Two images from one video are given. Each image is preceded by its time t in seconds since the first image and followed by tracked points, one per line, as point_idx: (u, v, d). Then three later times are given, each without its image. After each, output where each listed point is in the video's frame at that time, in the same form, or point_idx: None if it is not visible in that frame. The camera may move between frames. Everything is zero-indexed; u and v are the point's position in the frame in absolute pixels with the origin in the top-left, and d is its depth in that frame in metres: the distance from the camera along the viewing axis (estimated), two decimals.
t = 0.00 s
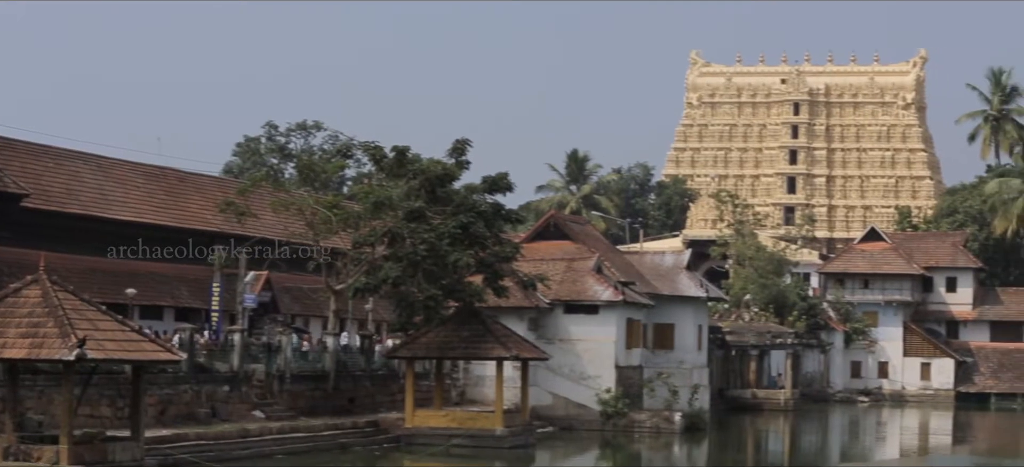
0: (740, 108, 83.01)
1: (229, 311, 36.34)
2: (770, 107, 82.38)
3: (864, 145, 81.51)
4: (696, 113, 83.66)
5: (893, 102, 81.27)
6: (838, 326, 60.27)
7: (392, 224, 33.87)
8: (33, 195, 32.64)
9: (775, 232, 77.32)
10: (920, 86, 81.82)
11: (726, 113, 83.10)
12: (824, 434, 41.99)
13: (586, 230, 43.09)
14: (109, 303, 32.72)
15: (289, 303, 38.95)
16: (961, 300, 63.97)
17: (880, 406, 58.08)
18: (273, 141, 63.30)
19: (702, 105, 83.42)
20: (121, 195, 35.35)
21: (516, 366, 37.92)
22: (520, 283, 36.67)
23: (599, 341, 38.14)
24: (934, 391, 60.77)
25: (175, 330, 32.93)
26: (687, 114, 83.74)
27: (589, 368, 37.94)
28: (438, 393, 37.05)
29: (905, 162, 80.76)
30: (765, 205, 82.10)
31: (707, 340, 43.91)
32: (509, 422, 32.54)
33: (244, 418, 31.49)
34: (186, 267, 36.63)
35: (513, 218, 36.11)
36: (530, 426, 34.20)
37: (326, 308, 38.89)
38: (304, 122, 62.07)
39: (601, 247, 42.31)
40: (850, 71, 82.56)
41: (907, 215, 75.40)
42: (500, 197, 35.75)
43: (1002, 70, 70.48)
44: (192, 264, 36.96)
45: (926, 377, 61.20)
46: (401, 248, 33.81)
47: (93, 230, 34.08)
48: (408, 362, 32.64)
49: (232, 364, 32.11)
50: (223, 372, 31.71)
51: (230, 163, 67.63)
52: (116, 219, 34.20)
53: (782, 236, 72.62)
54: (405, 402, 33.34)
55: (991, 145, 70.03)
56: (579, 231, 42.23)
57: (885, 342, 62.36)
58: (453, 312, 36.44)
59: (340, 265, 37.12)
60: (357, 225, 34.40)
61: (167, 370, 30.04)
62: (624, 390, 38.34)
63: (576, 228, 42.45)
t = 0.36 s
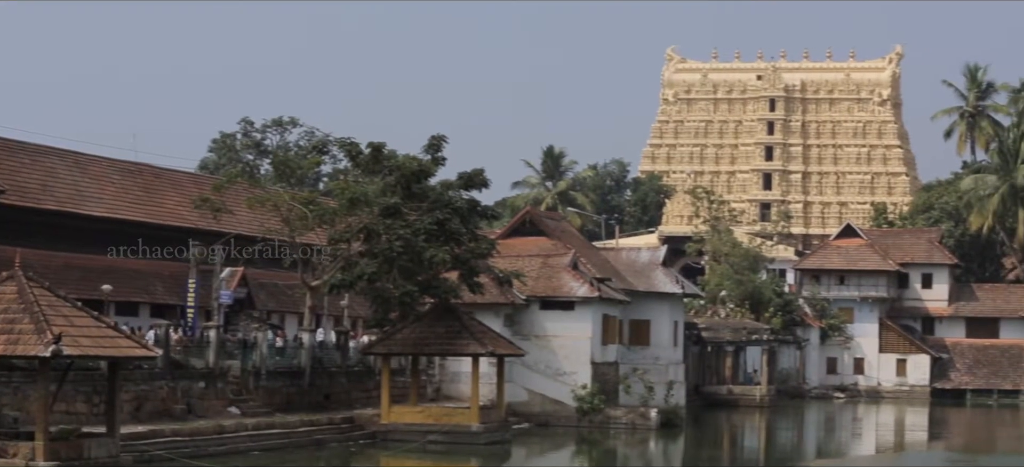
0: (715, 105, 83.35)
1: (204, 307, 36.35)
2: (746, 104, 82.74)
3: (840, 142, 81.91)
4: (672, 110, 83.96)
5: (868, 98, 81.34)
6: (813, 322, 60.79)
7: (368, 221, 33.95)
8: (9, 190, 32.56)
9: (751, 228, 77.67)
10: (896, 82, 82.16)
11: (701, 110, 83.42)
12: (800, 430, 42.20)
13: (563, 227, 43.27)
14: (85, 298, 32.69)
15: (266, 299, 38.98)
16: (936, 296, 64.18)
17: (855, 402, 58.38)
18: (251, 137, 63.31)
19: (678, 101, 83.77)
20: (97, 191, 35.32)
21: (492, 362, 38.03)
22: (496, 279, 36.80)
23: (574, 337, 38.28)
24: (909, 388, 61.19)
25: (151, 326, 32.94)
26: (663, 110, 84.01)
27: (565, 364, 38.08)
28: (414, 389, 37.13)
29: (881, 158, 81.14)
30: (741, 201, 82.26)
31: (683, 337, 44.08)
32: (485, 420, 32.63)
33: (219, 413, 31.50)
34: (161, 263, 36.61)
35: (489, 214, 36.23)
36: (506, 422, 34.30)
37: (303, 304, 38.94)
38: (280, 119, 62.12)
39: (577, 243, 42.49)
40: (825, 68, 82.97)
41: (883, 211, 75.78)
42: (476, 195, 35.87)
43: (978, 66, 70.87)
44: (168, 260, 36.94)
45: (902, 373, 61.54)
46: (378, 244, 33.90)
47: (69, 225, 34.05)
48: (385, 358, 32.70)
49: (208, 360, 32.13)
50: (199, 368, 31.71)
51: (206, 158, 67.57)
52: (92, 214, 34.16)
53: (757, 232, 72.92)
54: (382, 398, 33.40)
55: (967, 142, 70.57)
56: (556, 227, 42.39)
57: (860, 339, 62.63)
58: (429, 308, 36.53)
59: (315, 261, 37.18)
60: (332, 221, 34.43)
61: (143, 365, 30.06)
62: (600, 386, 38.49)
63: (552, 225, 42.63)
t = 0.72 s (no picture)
0: (693, 101, 83.56)
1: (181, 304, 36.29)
2: (723, 101, 82.98)
3: (817, 138, 82.24)
4: (649, 106, 84.06)
5: (846, 95, 81.88)
6: (791, 319, 60.89)
7: (345, 218, 33.90)
8: None
9: (728, 225, 77.93)
10: (873, 79, 82.58)
11: (679, 106, 83.59)
12: (777, 426, 42.41)
13: (541, 224, 43.36)
14: (61, 295, 32.59)
15: (242, 296, 38.94)
16: (913, 293, 64.59)
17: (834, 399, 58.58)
18: (227, 133, 63.07)
19: (655, 98, 83.95)
20: (74, 187, 35.20)
21: (470, 359, 38.09)
22: (473, 276, 36.84)
23: (552, 334, 38.39)
24: (887, 384, 61.52)
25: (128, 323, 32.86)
26: (640, 107, 84.11)
27: (542, 361, 38.17)
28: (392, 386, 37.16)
29: (858, 155, 81.49)
30: (718, 197, 82.52)
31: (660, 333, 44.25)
32: (462, 416, 32.71)
33: (196, 410, 31.46)
34: (137, 260, 36.51)
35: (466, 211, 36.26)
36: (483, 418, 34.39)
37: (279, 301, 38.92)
38: (256, 115, 61.99)
39: (554, 240, 42.59)
40: (803, 65, 83.30)
41: (860, 208, 76.08)
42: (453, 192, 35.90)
43: (955, 63, 71.20)
44: (144, 257, 36.85)
45: (880, 369, 61.95)
46: (355, 241, 33.91)
47: (45, 222, 33.95)
48: (362, 355, 32.72)
49: (184, 357, 32.09)
50: (176, 366, 31.67)
51: (182, 155, 67.30)
52: (69, 211, 34.04)
53: (734, 229, 73.10)
54: (359, 395, 33.44)
55: (945, 138, 70.93)
56: (533, 224, 42.47)
57: (837, 336, 62.89)
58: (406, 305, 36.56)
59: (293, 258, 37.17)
60: (310, 218, 34.38)
61: (120, 362, 30.01)
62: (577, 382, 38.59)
63: (529, 221, 42.68)
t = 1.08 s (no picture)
0: (671, 98, 83.85)
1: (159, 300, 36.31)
2: (702, 97, 83.26)
3: (796, 135, 82.57)
4: (627, 103, 84.28)
5: (825, 92, 82.24)
6: (770, 315, 61.30)
7: (325, 218, 33.85)
8: None
9: (706, 222, 78.18)
10: (851, 76, 83.02)
11: (657, 103, 83.86)
12: (756, 423, 42.61)
13: (519, 221, 43.47)
14: (39, 292, 32.57)
15: (221, 293, 38.98)
16: (892, 289, 64.90)
17: (813, 396, 58.85)
18: (205, 129, 63.03)
19: (634, 95, 84.23)
20: (52, 183, 35.14)
21: (448, 355, 38.21)
22: (451, 273, 36.90)
23: (529, 330, 38.54)
24: (865, 381, 61.82)
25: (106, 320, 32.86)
26: (619, 104, 84.37)
27: (520, 358, 38.32)
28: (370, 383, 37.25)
29: (836, 152, 81.84)
30: (696, 194, 82.79)
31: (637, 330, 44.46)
32: (441, 414, 32.80)
33: (175, 407, 31.45)
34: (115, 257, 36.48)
35: (444, 208, 36.33)
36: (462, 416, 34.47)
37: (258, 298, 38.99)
38: (235, 111, 61.96)
39: (533, 237, 42.74)
40: (781, 62, 83.63)
41: (838, 205, 76.35)
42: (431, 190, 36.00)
43: (934, 60, 71.68)
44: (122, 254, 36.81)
45: (858, 367, 62.29)
46: (333, 238, 33.97)
47: (24, 219, 33.92)
48: (341, 353, 32.73)
49: (163, 353, 32.04)
50: (155, 363, 31.67)
51: (161, 151, 67.15)
52: (47, 208, 33.99)
53: (713, 225, 73.36)
54: (337, 391, 33.52)
55: (924, 135, 71.14)
56: (512, 221, 42.60)
57: (816, 333, 63.09)
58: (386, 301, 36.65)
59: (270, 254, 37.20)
60: (288, 214, 34.34)
61: (99, 359, 30.01)
62: (555, 379, 38.74)
63: (507, 218, 42.77)
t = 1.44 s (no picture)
0: (652, 95, 84.10)
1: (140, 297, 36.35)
2: (682, 94, 83.52)
3: (775, 132, 82.88)
4: (608, 100, 84.60)
5: (804, 89, 82.34)
6: (750, 312, 61.53)
7: (305, 214, 33.96)
8: None
9: (686, 218, 78.46)
10: (831, 73, 83.28)
11: (637, 100, 84.10)
12: (736, 420, 42.81)
13: (500, 218, 43.59)
14: (18, 288, 32.57)
15: (201, 290, 39.00)
16: (872, 286, 65.15)
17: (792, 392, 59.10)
18: (185, 125, 62.99)
19: (614, 91, 84.46)
20: (32, 180, 35.12)
21: (428, 352, 38.31)
22: (431, 269, 37.00)
23: (510, 326, 38.66)
24: (845, 377, 62.22)
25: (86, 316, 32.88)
26: (599, 100, 84.59)
27: (500, 354, 38.44)
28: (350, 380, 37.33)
29: (816, 148, 82.18)
30: (676, 191, 83.08)
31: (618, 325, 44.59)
32: (421, 410, 32.89)
33: (155, 403, 31.48)
34: (94, 254, 36.48)
35: (424, 204, 36.43)
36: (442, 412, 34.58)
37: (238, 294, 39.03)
38: (215, 108, 61.90)
39: (513, 233, 42.87)
40: (761, 58, 83.90)
41: (818, 202, 76.71)
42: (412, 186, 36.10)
43: (914, 57, 71.95)
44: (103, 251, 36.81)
45: (838, 363, 62.69)
46: (313, 234, 34.07)
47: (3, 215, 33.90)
48: (321, 349, 32.80)
49: (143, 350, 32.06)
50: (135, 360, 31.71)
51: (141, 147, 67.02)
52: (27, 206, 33.98)
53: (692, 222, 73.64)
54: (318, 388, 33.62)
55: (903, 132, 71.53)
56: (493, 218, 42.71)
57: (795, 329, 63.34)
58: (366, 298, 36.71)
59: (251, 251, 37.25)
60: (268, 211, 34.36)
61: (78, 356, 30.03)
62: (535, 376, 38.87)
63: (487, 215, 42.89)
